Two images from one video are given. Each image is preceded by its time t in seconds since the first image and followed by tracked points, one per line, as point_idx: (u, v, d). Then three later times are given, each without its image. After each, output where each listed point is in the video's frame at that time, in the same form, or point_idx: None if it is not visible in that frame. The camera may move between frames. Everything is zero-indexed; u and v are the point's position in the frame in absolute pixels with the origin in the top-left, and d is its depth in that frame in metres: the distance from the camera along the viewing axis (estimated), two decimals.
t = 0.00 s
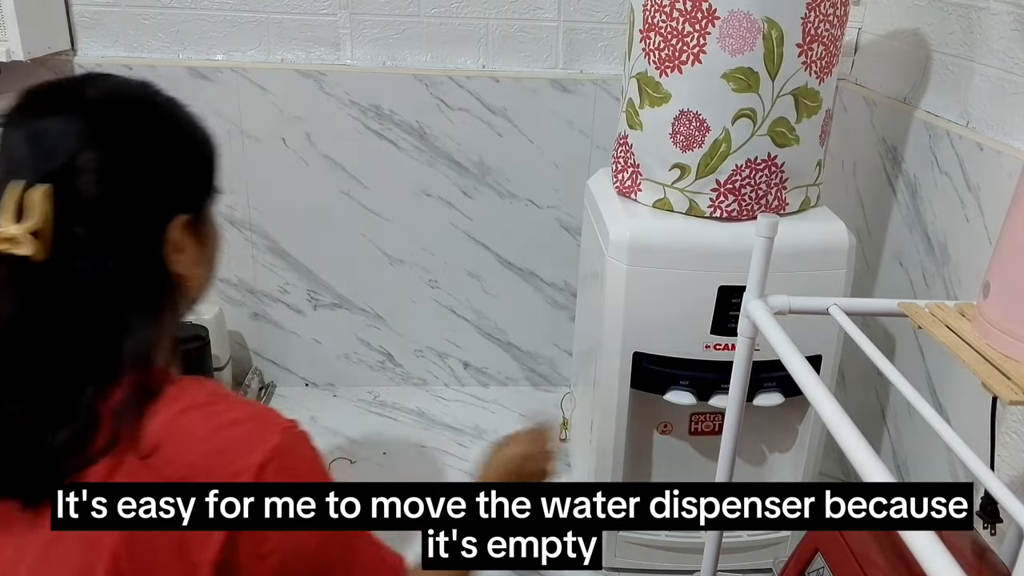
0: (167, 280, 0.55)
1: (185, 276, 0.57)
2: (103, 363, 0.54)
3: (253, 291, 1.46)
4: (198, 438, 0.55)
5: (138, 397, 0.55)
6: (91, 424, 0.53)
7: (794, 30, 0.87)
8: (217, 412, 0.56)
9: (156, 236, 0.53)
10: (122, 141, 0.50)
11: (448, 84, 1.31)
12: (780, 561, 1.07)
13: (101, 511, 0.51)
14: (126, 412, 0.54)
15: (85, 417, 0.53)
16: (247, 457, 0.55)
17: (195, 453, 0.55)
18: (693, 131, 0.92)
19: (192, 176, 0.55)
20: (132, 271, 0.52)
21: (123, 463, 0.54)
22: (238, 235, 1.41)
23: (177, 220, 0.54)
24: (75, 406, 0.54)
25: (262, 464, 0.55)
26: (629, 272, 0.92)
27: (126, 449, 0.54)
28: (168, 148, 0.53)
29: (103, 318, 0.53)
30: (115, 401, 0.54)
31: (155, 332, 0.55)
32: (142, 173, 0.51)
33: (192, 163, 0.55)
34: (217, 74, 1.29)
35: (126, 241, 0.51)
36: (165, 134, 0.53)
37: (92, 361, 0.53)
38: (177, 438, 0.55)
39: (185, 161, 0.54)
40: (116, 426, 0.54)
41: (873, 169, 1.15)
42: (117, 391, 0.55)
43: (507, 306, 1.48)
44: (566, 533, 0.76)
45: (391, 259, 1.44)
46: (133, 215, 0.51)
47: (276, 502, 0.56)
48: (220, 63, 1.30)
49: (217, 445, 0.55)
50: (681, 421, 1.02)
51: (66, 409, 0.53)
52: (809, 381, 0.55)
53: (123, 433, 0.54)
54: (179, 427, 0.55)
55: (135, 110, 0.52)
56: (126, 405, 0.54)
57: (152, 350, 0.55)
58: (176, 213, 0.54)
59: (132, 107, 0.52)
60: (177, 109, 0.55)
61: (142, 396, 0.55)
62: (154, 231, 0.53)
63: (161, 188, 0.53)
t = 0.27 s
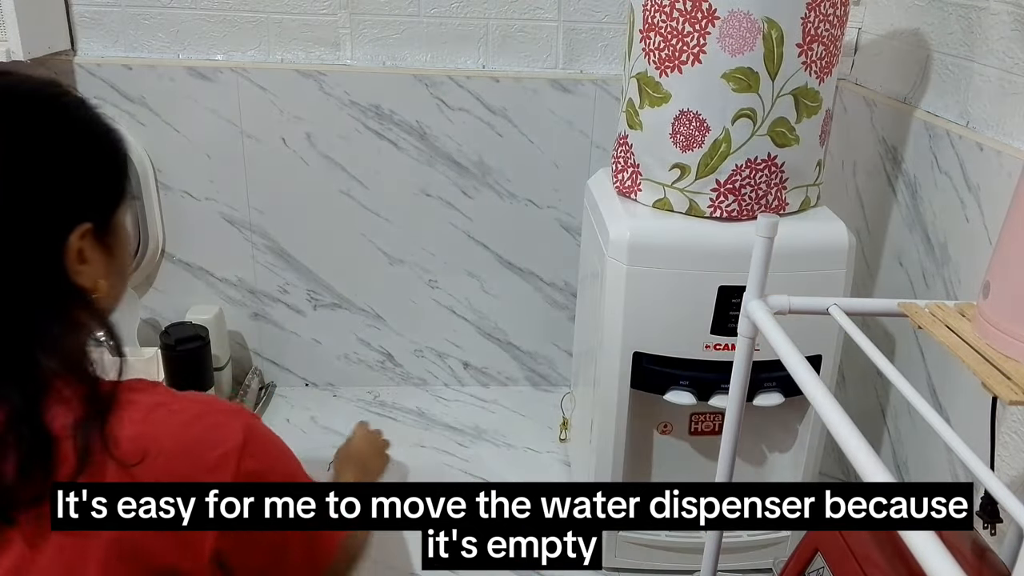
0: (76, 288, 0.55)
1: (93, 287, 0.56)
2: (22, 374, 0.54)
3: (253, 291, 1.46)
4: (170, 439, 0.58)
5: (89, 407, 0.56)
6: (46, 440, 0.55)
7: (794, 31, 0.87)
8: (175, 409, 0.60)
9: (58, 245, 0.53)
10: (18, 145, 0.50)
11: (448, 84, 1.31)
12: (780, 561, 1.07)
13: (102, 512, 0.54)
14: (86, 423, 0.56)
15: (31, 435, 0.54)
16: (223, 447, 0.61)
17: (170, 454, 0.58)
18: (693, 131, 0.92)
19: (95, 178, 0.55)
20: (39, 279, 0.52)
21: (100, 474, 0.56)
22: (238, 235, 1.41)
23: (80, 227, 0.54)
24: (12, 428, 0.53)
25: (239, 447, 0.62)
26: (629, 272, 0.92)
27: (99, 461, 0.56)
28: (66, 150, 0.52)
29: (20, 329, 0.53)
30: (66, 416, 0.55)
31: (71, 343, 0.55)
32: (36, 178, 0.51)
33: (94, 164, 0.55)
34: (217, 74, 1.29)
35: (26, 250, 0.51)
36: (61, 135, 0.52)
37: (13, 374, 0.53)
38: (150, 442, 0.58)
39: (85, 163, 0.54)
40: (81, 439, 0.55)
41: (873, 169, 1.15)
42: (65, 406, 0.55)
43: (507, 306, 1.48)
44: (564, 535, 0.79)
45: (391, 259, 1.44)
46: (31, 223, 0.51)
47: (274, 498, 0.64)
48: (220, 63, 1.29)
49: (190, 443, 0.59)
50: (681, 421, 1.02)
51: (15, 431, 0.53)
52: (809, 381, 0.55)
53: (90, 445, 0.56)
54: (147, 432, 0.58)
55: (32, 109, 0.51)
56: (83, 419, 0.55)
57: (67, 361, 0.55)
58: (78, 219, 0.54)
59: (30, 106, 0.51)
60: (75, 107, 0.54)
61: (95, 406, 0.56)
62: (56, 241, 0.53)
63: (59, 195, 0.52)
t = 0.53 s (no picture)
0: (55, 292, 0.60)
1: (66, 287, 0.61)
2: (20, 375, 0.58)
3: (253, 291, 1.46)
4: (174, 424, 0.63)
5: (96, 403, 0.60)
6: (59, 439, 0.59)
7: (794, 30, 0.87)
8: (174, 394, 0.65)
9: (34, 251, 0.57)
10: None
11: (448, 84, 1.31)
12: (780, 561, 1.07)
13: (101, 512, 0.58)
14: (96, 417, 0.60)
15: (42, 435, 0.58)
16: (222, 427, 0.65)
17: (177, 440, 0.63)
18: (693, 131, 0.92)
19: (67, 185, 0.59)
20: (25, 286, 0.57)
21: (118, 465, 0.61)
22: (238, 235, 1.41)
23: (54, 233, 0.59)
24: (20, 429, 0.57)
25: (237, 424, 0.66)
26: (630, 273, 0.92)
27: (114, 453, 0.61)
28: (38, 158, 0.56)
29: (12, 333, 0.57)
30: (74, 415, 0.59)
31: (51, 341, 0.60)
32: None
33: (67, 170, 0.58)
34: (217, 74, 1.29)
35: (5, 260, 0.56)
36: (33, 143, 0.56)
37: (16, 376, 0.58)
38: (157, 430, 0.62)
39: (59, 170, 0.58)
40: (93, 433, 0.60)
41: (874, 169, 1.15)
42: (70, 406, 0.59)
43: (507, 306, 1.48)
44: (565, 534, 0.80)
45: (391, 259, 1.44)
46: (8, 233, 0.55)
47: (274, 498, 0.71)
48: (220, 63, 1.29)
49: (193, 426, 0.64)
50: (681, 422, 1.02)
51: (26, 435, 0.57)
52: (809, 381, 0.55)
53: (103, 438, 0.60)
54: (153, 420, 0.62)
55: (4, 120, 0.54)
56: (91, 416, 0.59)
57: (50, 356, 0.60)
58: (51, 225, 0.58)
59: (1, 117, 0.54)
60: (44, 113, 0.57)
61: (100, 401, 0.60)
62: (34, 248, 0.57)
63: (35, 205, 0.57)
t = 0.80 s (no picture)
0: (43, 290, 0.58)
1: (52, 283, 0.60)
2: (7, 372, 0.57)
3: (253, 291, 1.46)
4: (164, 419, 0.61)
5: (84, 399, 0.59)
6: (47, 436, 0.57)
7: (794, 30, 0.87)
8: (165, 390, 0.63)
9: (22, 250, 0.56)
10: None
11: (448, 84, 1.31)
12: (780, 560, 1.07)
13: (101, 512, 0.57)
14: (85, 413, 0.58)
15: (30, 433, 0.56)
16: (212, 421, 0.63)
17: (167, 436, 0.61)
18: (693, 131, 0.92)
19: (57, 186, 0.57)
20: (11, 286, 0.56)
21: (108, 462, 0.59)
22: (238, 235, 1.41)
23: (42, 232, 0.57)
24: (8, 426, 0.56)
25: (228, 418, 0.64)
26: (630, 273, 0.92)
27: (104, 450, 0.59)
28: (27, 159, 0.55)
29: None
30: (64, 411, 0.58)
31: (40, 338, 0.59)
32: None
33: (56, 170, 0.57)
34: (217, 74, 1.29)
35: None
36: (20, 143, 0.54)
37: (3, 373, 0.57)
38: (146, 426, 0.60)
39: (47, 171, 0.56)
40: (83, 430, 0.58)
41: (874, 168, 1.15)
42: (59, 402, 0.58)
43: (507, 307, 1.48)
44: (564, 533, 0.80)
45: (391, 259, 1.44)
46: None
47: (274, 498, 0.70)
48: (220, 63, 1.29)
49: (182, 421, 0.62)
50: (681, 422, 1.02)
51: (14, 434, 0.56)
52: (809, 382, 0.55)
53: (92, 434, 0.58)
54: (142, 416, 0.60)
55: None
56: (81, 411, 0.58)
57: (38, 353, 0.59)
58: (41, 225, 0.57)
59: None
60: (32, 112, 0.55)
61: (88, 397, 0.59)
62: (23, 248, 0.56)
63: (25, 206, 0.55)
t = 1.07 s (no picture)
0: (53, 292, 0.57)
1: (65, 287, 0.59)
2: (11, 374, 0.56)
3: (253, 291, 1.46)
4: (163, 427, 0.61)
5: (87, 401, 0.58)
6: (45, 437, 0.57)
7: (794, 30, 0.87)
8: (169, 395, 0.63)
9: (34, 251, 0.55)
10: None
11: (448, 84, 1.31)
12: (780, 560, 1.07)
13: (103, 511, 0.57)
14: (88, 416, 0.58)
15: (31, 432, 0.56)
16: (215, 430, 0.63)
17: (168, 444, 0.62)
18: (693, 131, 0.92)
19: (69, 184, 0.56)
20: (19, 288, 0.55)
21: (105, 464, 0.59)
22: (238, 235, 1.41)
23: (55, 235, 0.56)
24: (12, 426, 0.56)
25: (228, 427, 0.64)
26: (630, 273, 0.92)
27: (101, 454, 0.59)
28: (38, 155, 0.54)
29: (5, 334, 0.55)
30: (65, 412, 0.58)
31: (50, 341, 0.58)
32: None
33: (70, 168, 0.56)
34: (217, 74, 1.29)
35: None
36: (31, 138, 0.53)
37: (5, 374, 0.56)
38: (146, 432, 0.60)
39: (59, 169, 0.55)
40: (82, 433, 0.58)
41: (874, 169, 1.15)
42: (61, 403, 0.58)
43: (507, 307, 1.48)
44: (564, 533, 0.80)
45: (391, 259, 1.44)
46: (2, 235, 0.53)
47: (274, 497, 0.70)
48: (220, 63, 1.29)
49: (185, 430, 0.62)
50: (681, 422, 1.02)
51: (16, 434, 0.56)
52: (809, 382, 0.55)
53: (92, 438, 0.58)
54: (144, 422, 0.60)
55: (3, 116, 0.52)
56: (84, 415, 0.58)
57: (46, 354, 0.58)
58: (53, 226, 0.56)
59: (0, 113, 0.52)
60: (50, 110, 0.55)
61: (92, 398, 0.58)
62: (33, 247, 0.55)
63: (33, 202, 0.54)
